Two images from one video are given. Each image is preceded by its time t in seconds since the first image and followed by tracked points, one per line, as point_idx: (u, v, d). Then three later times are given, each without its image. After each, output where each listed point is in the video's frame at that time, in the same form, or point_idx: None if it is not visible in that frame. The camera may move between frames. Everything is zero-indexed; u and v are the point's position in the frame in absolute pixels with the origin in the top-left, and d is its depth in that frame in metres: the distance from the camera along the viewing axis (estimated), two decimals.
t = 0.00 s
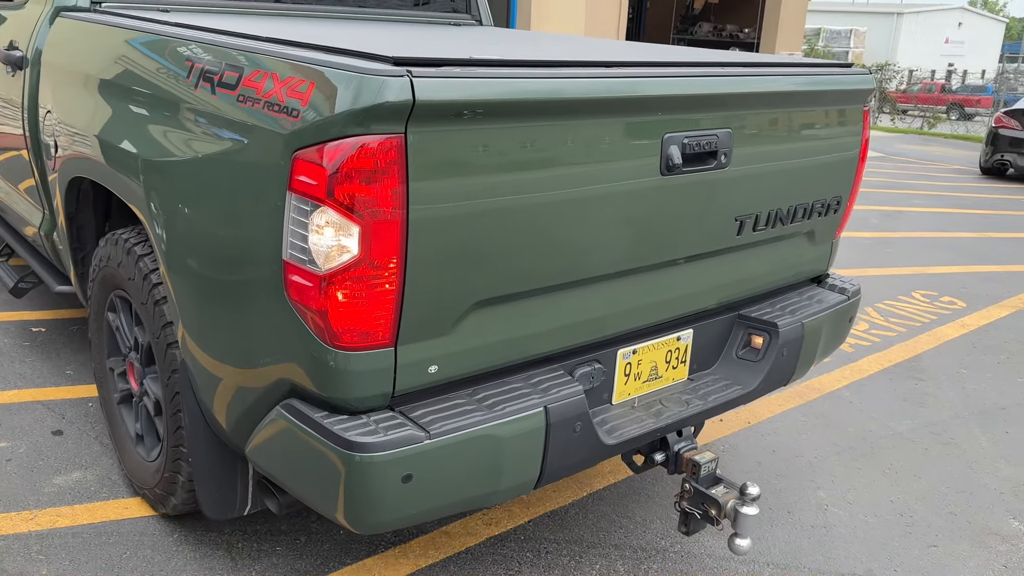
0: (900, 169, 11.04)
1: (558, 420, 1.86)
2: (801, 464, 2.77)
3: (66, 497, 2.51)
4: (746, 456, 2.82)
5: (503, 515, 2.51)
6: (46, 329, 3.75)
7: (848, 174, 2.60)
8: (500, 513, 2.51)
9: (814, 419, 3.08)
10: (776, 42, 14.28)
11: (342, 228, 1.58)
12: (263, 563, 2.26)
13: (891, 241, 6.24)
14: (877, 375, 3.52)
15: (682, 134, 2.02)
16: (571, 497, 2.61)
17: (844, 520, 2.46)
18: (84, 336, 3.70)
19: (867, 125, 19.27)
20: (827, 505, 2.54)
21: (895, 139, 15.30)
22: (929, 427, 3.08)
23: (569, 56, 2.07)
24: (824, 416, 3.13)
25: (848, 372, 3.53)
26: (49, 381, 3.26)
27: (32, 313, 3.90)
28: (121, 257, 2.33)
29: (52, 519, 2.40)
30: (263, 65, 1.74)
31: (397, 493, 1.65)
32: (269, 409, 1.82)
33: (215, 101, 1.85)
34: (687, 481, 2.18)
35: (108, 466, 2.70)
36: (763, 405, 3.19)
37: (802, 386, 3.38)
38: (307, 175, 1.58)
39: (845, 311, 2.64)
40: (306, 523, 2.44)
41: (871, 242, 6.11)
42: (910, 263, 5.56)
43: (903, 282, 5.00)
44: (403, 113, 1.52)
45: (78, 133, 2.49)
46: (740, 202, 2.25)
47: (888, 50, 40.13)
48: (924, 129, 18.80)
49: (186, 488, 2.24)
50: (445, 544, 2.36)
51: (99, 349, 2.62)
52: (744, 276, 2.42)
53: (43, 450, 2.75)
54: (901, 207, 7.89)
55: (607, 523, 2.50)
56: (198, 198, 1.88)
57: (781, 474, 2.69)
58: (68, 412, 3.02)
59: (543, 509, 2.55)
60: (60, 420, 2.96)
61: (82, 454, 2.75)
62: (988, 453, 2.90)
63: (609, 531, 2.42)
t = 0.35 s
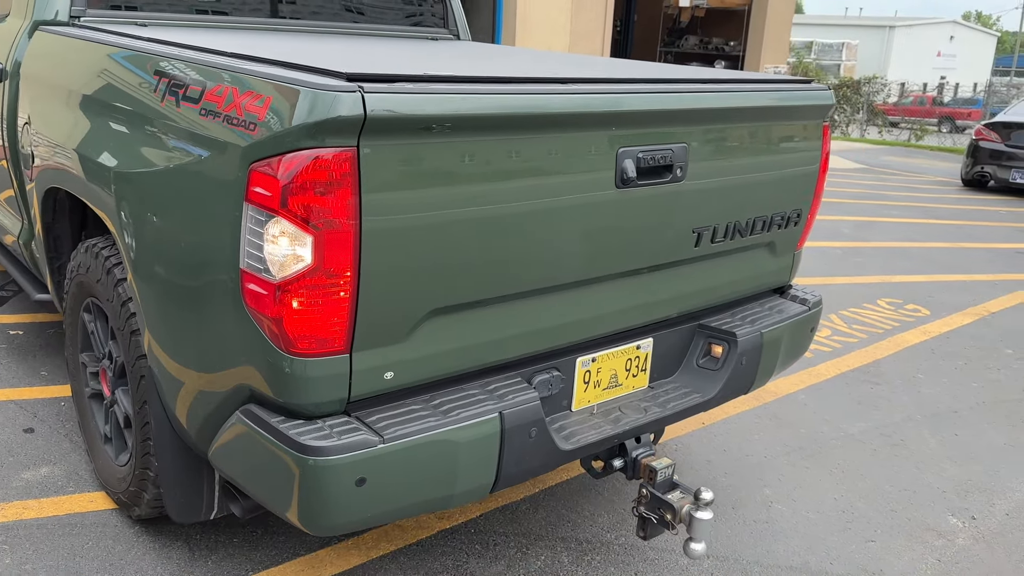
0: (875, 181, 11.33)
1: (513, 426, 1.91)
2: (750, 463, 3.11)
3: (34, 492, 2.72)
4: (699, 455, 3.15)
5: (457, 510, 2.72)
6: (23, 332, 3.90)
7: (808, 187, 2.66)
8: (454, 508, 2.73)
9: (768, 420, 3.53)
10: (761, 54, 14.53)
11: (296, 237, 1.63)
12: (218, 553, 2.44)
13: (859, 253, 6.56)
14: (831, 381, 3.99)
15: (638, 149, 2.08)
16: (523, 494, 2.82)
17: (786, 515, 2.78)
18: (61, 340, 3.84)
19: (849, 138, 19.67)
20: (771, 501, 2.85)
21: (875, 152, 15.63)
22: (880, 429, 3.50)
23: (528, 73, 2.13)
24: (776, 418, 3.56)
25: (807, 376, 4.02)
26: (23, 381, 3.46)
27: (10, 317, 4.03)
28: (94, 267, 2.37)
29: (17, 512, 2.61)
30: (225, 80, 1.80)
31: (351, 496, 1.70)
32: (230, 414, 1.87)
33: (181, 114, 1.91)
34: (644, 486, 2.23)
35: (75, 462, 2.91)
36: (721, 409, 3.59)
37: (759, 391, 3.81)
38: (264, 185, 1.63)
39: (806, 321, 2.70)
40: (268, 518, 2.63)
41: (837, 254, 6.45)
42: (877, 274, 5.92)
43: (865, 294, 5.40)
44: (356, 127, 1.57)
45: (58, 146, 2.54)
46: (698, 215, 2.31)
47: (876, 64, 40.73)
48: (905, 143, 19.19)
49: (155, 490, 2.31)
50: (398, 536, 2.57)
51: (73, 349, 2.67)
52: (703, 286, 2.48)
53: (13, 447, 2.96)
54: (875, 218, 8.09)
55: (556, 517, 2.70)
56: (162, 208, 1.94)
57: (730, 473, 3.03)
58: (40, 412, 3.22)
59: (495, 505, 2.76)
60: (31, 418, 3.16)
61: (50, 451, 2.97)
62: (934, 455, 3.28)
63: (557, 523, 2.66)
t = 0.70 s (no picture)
0: (873, 191, 11.42)
1: (473, 415, 2.00)
2: (724, 461, 3.23)
3: (26, 484, 2.84)
4: (672, 452, 3.28)
5: (433, 503, 2.86)
6: (23, 335, 4.04)
7: (770, 190, 2.76)
8: (429, 502, 2.86)
9: (743, 419, 3.63)
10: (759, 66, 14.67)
11: (261, 234, 1.74)
12: (200, 542, 2.56)
13: (849, 260, 6.67)
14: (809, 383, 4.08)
15: (594, 152, 2.18)
16: (497, 489, 2.96)
17: (754, 509, 2.90)
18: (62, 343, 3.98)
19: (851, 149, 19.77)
20: (741, 496, 2.98)
21: (876, 162, 15.73)
22: (854, 429, 3.59)
23: (492, 81, 2.25)
24: (752, 417, 3.65)
25: (787, 377, 4.13)
26: (21, 381, 3.59)
27: (10, 320, 4.18)
28: (84, 269, 2.48)
29: (9, 503, 2.73)
30: (199, 88, 1.92)
31: (315, 478, 1.80)
32: (204, 404, 1.98)
33: (160, 120, 2.03)
34: (606, 476, 2.32)
35: (67, 457, 3.04)
36: (699, 409, 3.70)
37: (738, 391, 3.91)
38: (231, 185, 1.74)
39: (770, 320, 2.80)
40: (249, 509, 2.76)
41: (829, 262, 6.57)
42: (864, 280, 6.04)
43: (850, 299, 5.50)
44: (315, 129, 1.68)
45: (52, 153, 2.66)
46: (658, 216, 2.40)
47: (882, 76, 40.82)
48: (908, 153, 19.27)
49: (138, 481, 2.39)
50: (373, 528, 2.70)
51: (66, 346, 2.78)
52: (667, 285, 2.57)
53: (8, 444, 3.09)
54: (868, 226, 8.19)
55: (527, 511, 2.83)
56: (143, 210, 2.06)
57: (703, 470, 3.15)
58: (36, 410, 3.35)
59: (470, 499, 2.90)
60: (27, 416, 3.30)
61: (44, 447, 3.09)
62: (905, 455, 3.37)
63: (530, 516, 2.79)
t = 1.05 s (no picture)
0: (881, 198, 11.48)
1: (475, 411, 2.12)
2: (722, 461, 3.33)
3: (53, 482, 2.98)
4: (672, 451, 3.38)
5: (440, 500, 2.98)
6: (46, 341, 4.20)
7: (763, 198, 2.87)
8: (436, 498, 2.98)
9: (743, 420, 3.73)
10: (767, 75, 14.77)
11: (277, 241, 1.87)
12: (217, 535, 2.68)
13: (853, 266, 6.75)
14: (808, 386, 4.17)
15: (590, 162, 2.30)
16: (503, 487, 3.07)
17: (750, 507, 3.00)
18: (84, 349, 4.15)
19: (861, 156, 19.81)
20: (738, 494, 3.08)
21: (884, 170, 15.77)
22: (852, 430, 3.68)
23: (492, 96, 2.37)
24: (750, 419, 3.75)
25: (786, 380, 4.22)
26: (45, 385, 3.74)
27: (35, 328, 4.35)
28: (109, 276, 2.60)
29: (37, 499, 2.86)
30: (218, 105, 2.05)
31: (326, 469, 1.92)
32: (222, 401, 2.11)
33: (181, 136, 2.16)
34: (604, 471, 2.44)
35: (91, 456, 3.18)
36: (700, 411, 3.80)
37: (738, 394, 4.01)
38: (248, 196, 1.87)
39: (764, 322, 2.90)
40: (263, 505, 2.89)
41: (832, 268, 6.66)
42: (867, 286, 6.13)
43: (852, 305, 5.59)
44: (327, 143, 1.81)
45: (77, 166, 2.80)
46: (653, 223, 2.52)
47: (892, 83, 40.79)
48: (918, 160, 19.29)
49: (159, 477, 2.51)
50: (383, 522, 2.82)
51: (90, 350, 2.91)
52: (663, 289, 2.68)
53: (35, 444, 3.23)
54: (873, 233, 8.27)
55: (531, 507, 2.94)
56: (164, 219, 2.19)
57: (702, 469, 3.25)
58: (60, 412, 3.50)
59: (476, 495, 3.01)
60: (52, 418, 3.44)
61: (69, 447, 3.23)
62: (900, 454, 3.46)
63: (532, 512, 2.90)
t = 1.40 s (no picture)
0: (887, 201, 11.61)
1: (490, 396, 2.29)
2: (725, 450, 3.49)
3: (92, 469, 3.17)
4: (676, 441, 3.55)
5: (457, 485, 3.17)
6: (78, 341, 4.41)
7: (761, 199, 3.04)
8: (454, 484, 3.18)
9: (745, 413, 3.89)
10: (773, 80, 14.92)
11: (310, 238, 2.05)
12: (250, 517, 2.88)
13: (856, 267, 6.90)
14: (809, 381, 4.32)
15: (596, 165, 2.47)
16: (516, 473, 3.27)
17: (751, 492, 3.16)
18: (114, 348, 4.35)
19: (868, 159, 19.92)
20: (739, 480, 3.25)
21: (892, 173, 15.88)
22: (850, 421, 3.84)
23: (503, 104, 2.55)
24: (752, 411, 3.91)
25: (787, 375, 4.38)
26: (80, 381, 3.94)
27: (67, 328, 4.55)
28: (147, 274, 2.78)
29: (79, 485, 3.05)
30: (255, 115, 2.24)
31: (355, 447, 2.10)
32: (258, 387, 2.29)
33: (218, 143, 2.35)
34: (611, 454, 2.61)
35: (126, 446, 3.37)
36: (704, 404, 3.96)
37: (741, 388, 4.17)
38: (284, 197, 2.06)
39: (763, 316, 3.06)
40: (290, 489, 3.09)
41: (836, 269, 6.81)
42: (869, 286, 6.29)
43: (854, 304, 5.74)
44: (356, 149, 1.99)
45: (114, 172, 2.98)
46: (655, 222, 2.68)
47: (901, 87, 40.83)
48: (927, 164, 19.38)
49: (196, 461, 2.68)
50: (405, 505, 3.01)
51: (127, 344, 3.09)
52: (666, 284, 2.85)
53: (74, 435, 3.43)
54: (877, 235, 8.41)
55: (542, 491, 3.13)
56: (202, 221, 2.38)
57: (705, 457, 3.41)
58: (95, 406, 3.69)
59: (491, 481, 3.21)
60: (88, 411, 3.64)
61: (105, 438, 3.42)
62: (896, 444, 3.62)
63: (545, 496, 3.09)
